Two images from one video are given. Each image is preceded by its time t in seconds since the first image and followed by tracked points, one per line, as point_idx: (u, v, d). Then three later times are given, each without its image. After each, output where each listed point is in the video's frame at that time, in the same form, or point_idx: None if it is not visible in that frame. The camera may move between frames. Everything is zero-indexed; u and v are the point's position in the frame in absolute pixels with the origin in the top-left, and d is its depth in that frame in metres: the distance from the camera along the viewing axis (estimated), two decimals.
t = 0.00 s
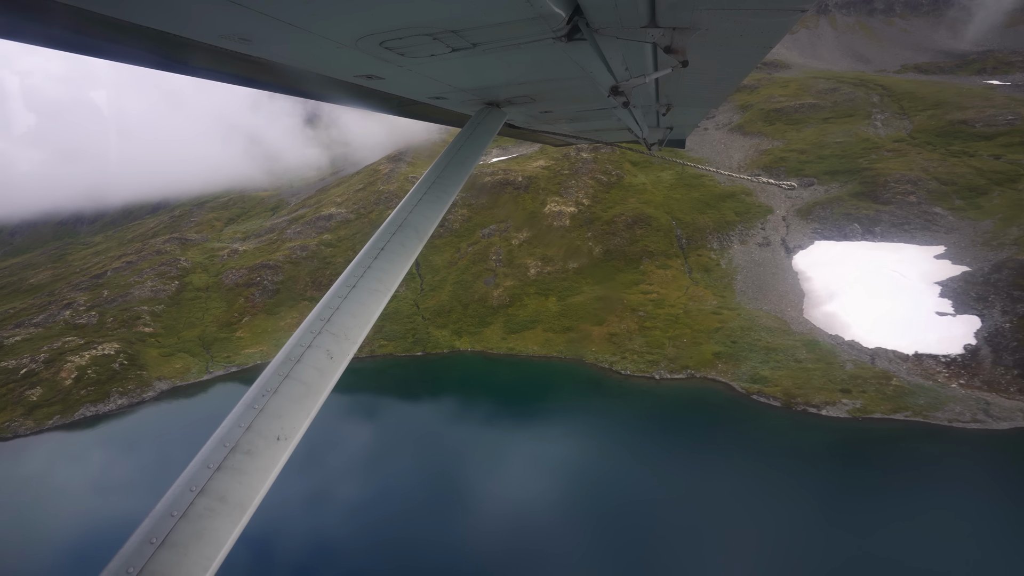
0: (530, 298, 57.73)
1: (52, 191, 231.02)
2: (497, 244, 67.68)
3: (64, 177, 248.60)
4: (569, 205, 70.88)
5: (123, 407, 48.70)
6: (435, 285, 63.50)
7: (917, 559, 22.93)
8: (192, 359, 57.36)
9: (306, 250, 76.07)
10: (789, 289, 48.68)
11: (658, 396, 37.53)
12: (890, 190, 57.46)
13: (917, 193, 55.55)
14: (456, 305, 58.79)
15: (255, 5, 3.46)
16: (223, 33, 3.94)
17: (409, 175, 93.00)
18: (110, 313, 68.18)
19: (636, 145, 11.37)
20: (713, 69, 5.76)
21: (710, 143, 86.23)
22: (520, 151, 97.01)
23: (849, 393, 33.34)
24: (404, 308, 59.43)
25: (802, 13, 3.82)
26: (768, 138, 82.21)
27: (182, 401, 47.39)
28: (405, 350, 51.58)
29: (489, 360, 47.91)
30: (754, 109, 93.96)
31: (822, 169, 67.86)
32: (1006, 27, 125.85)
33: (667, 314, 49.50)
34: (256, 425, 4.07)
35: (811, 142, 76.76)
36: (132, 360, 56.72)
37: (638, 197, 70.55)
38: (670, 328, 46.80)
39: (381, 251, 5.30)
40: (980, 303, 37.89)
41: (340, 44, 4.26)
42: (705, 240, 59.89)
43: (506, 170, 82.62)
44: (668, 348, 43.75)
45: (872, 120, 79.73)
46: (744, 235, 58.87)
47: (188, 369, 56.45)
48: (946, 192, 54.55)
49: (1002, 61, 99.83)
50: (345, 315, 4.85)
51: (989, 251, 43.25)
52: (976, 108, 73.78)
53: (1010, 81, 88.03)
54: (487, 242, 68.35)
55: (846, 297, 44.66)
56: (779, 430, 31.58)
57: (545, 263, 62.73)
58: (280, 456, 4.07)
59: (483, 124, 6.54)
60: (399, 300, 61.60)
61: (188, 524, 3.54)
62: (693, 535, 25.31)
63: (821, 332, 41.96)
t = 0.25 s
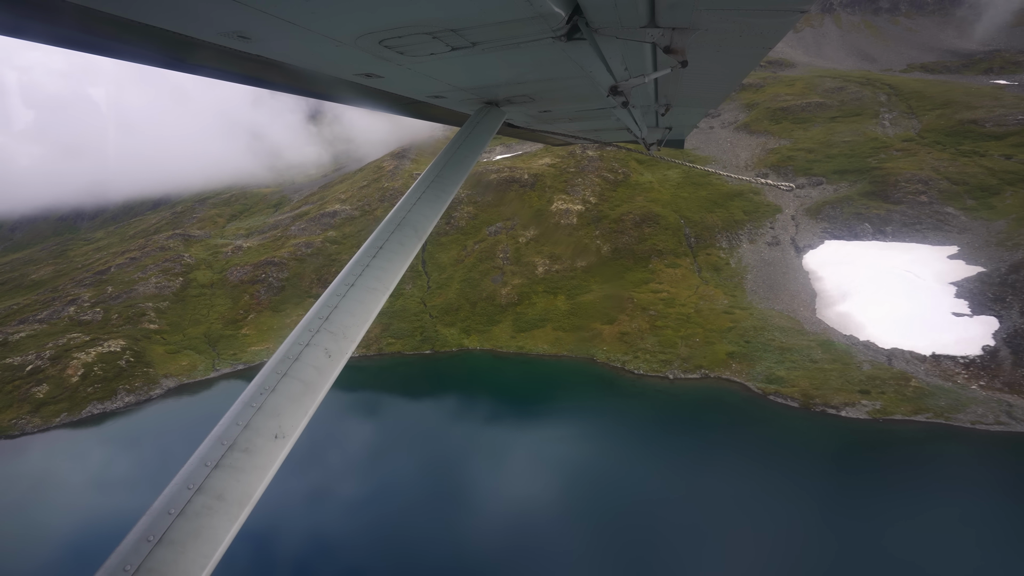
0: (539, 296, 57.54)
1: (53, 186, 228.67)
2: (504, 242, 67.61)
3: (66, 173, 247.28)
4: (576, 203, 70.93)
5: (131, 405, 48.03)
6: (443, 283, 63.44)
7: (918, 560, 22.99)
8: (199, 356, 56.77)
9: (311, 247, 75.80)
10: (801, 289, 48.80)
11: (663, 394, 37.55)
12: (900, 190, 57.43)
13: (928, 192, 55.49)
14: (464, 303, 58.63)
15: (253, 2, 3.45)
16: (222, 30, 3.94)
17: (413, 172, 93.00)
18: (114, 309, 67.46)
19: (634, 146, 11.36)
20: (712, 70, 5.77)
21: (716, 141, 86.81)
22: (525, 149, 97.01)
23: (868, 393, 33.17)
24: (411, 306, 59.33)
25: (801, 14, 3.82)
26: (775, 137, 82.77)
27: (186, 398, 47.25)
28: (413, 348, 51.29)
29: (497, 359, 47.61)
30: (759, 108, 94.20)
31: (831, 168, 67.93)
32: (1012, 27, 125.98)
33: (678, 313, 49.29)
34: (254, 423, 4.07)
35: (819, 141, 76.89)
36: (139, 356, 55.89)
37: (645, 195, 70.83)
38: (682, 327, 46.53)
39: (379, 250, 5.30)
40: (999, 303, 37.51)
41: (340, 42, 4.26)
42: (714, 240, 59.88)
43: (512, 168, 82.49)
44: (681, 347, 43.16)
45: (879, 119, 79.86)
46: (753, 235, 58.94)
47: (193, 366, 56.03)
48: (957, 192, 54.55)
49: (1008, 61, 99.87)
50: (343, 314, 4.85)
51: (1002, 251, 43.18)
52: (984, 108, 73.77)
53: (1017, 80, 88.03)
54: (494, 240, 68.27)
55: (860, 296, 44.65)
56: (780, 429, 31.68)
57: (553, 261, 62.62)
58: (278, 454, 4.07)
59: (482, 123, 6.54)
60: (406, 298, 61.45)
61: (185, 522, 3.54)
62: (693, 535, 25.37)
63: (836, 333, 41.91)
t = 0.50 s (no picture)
0: (548, 297, 57.40)
1: (55, 186, 227.81)
2: (511, 243, 67.62)
3: (67, 173, 246.81)
4: (582, 204, 71.10)
5: (138, 408, 47.41)
6: (450, 284, 63.42)
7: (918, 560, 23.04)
8: (205, 358, 56.32)
9: (316, 248, 75.71)
10: (812, 289, 48.89)
11: (667, 395, 37.67)
12: (910, 190, 57.20)
13: (938, 192, 55.34)
14: (472, 304, 58.51)
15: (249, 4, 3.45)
16: (220, 33, 3.95)
17: (417, 173, 93.14)
18: (119, 310, 66.99)
19: (632, 149, 11.38)
20: (710, 73, 5.80)
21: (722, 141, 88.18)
22: (529, 150, 97.22)
23: (888, 396, 33.04)
24: (419, 307, 59.25)
25: (796, 18, 3.84)
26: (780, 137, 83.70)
27: (192, 400, 47.21)
28: (422, 350, 51.09)
29: (506, 360, 47.54)
30: (763, 109, 95.24)
31: (839, 169, 68.32)
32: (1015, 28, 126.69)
33: (690, 315, 49.13)
34: (252, 426, 4.07)
35: (825, 141, 77.31)
36: (145, 359, 55.38)
37: (652, 195, 71.33)
38: (694, 329, 46.36)
39: (378, 252, 5.32)
40: (1015, 304, 37.50)
41: (337, 44, 4.26)
42: (723, 240, 59.60)
43: (517, 168, 82.62)
44: (694, 349, 43.23)
45: (885, 120, 80.23)
46: (762, 235, 59.24)
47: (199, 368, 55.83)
48: (967, 192, 54.53)
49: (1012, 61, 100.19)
50: (341, 317, 4.85)
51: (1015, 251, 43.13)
52: (990, 108, 73.98)
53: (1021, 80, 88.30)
54: (501, 241, 68.30)
55: (872, 297, 44.80)
56: (780, 431, 31.83)
57: (561, 262, 62.53)
58: (275, 457, 4.07)
59: (480, 126, 6.55)
60: (413, 299, 61.38)
61: (184, 525, 3.54)
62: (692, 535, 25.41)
63: (851, 334, 41.90)
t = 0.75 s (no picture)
0: (557, 296, 57.35)
1: (55, 184, 226.21)
2: (518, 241, 67.64)
3: (67, 171, 245.91)
4: (589, 201, 71.28)
5: (146, 408, 46.70)
6: (457, 282, 63.47)
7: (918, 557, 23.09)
8: (212, 358, 55.92)
9: (321, 246, 75.69)
10: (824, 288, 49.11)
11: (670, 394, 37.74)
12: (920, 188, 57.82)
13: (949, 190, 55.83)
14: (480, 303, 58.44)
15: (248, 4, 3.45)
16: (218, 32, 3.94)
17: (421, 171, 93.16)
18: (124, 310, 66.59)
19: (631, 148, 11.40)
20: (709, 72, 5.81)
21: (727, 139, 89.22)
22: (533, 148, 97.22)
23: (909, 395, 32.89)
24: (427, 305, 59.30)
25: (795, 17, 3.85)
26: (786, 134, 84.52)
27: (198, 400, 47.12)
28: (432, 349, 50.90)
29: (516, 359, 47.38)
30: (768, 106, 96.05)
31: (847, 166, 68.60)
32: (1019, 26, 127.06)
33: (701, 313, 49.06)
34: (250, 426, 4.08)
35: (833, 139, 77.74)
36: (152, 358, 54.74)
37: (659, 193, 71.74)
38: (706, 327, 46.30)
39: (376, 252, 5.32)
40: None
41: (336, 44, 4.26)
42: (731, 238, 60.24)
43: (522, 166, 82.86)
44: (708, 348, 43.09)
45: (892, 117, 80.61)
46: (771, 233, 59.88)
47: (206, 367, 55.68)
48: (978, 189, 54.89)
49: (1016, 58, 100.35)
50: (340, 316, 4.86)
51: None
52: (998, 105, 74.16)
53: None
54: (508, 239, 68.32)
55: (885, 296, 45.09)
56: (779, 429, 31.95)
57: (569, 260, 62.51)
58: (274, 457, 4.07)
59: (478, 125, 6.55)
60: (421, 297, 61.38)
61: (182, 525, 3.55)
62: (691, 532, 25.47)
63: (865, 332, 41.90)
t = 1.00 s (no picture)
0: (567, 295, 57.32)
1: (60, 181, 226.16)
2: (526, 240, 67.66)
3: (71, 168, 246.08)
4: (597, 200, 71.48)
5: (156, 407, 46.43)
6: (466, 281, 63.52)
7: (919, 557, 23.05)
8: (220, 357, 55.78)
9: (327, 244, 75.81)
10: (838, 288, 49.14)
11: (675, 395, 37.82)
12: (933, 187, 57.77)
13: (962, 189, 55.82)
14: (490, 302, 58.37)
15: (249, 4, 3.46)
16: (219, 32, 3.95)
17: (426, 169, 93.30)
18: (131, 308, 66.33)
19: (631, 149, 11.39)
20: (711, 74, 5.82)
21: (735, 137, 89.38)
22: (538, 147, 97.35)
23: (933, 397, 32.80)
24: (436, 305, 59.29)
25: (795, 19, 3.86)
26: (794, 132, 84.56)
27: (206, 398, 47.07)
28: (442, 348, 50.72)
29: (527, 359, 47.24)
30: (775, 105, 96.13)
31: (857, 165, 68.60)
32: None
33: (713, 313, 49.01)
34: (250, 426, 4.09)
35: (841, 138, 77.75)
36: (161, 357, 54.57)
37: (666, 192, 71.94)
38: (720, 327, 46.20)
39: (376, 252, 5.34)
40: None
41: (336, 44, 4.27)
42: (742, 238, 60.44)
43: (529, 164, 83.48)
44: (723, 348, 42.89)
45: (902, 116, 80.52)
46: (781, 232, 60.02)
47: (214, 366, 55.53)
48: (992, 189, 54.83)
49: None
50: (339, 317, 4.87)
51: None
52: (1008, 104, 74.08)
53: None
54: (516, 238, 68.37)
55: (900, 296, 45.15)
56: (782, 431, 32.05)
57: (578, 259, 62.39)
58: (273, 458, 4.08)
59: (478, 126, 6.55)
60: (429, 296, 61.44)
61: (181, 526, 3.56)
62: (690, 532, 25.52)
63: (882, 333, 41.84)
